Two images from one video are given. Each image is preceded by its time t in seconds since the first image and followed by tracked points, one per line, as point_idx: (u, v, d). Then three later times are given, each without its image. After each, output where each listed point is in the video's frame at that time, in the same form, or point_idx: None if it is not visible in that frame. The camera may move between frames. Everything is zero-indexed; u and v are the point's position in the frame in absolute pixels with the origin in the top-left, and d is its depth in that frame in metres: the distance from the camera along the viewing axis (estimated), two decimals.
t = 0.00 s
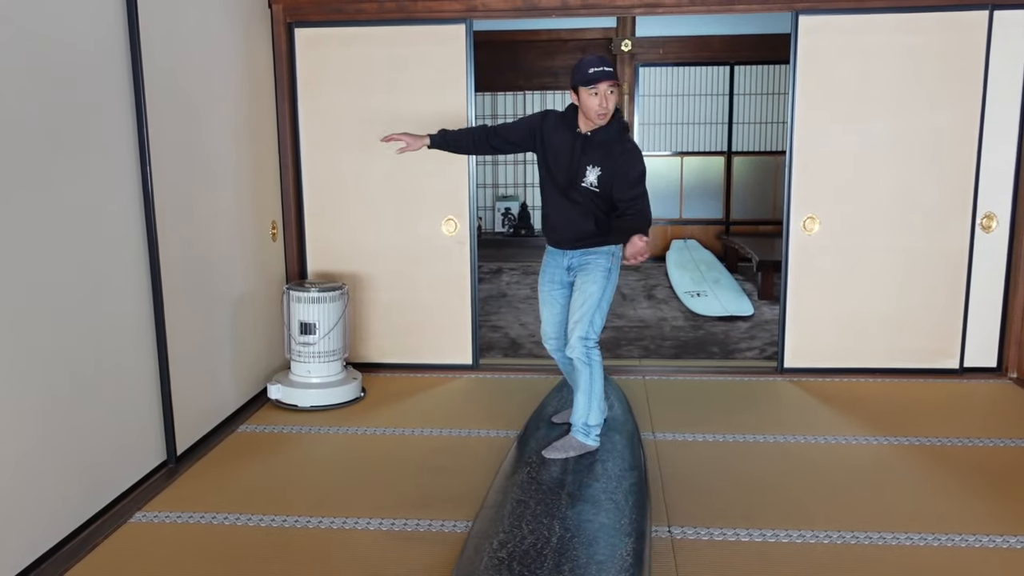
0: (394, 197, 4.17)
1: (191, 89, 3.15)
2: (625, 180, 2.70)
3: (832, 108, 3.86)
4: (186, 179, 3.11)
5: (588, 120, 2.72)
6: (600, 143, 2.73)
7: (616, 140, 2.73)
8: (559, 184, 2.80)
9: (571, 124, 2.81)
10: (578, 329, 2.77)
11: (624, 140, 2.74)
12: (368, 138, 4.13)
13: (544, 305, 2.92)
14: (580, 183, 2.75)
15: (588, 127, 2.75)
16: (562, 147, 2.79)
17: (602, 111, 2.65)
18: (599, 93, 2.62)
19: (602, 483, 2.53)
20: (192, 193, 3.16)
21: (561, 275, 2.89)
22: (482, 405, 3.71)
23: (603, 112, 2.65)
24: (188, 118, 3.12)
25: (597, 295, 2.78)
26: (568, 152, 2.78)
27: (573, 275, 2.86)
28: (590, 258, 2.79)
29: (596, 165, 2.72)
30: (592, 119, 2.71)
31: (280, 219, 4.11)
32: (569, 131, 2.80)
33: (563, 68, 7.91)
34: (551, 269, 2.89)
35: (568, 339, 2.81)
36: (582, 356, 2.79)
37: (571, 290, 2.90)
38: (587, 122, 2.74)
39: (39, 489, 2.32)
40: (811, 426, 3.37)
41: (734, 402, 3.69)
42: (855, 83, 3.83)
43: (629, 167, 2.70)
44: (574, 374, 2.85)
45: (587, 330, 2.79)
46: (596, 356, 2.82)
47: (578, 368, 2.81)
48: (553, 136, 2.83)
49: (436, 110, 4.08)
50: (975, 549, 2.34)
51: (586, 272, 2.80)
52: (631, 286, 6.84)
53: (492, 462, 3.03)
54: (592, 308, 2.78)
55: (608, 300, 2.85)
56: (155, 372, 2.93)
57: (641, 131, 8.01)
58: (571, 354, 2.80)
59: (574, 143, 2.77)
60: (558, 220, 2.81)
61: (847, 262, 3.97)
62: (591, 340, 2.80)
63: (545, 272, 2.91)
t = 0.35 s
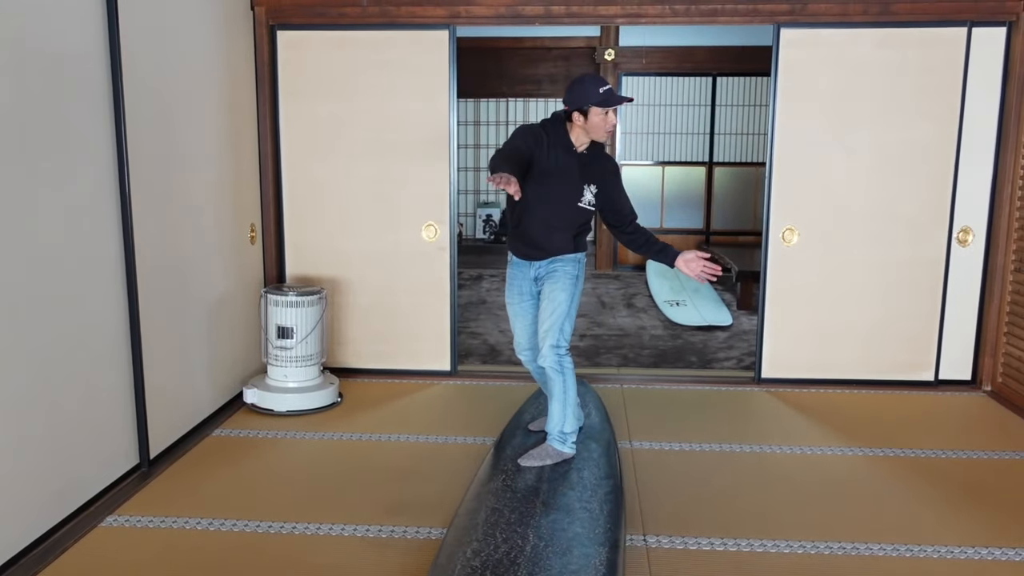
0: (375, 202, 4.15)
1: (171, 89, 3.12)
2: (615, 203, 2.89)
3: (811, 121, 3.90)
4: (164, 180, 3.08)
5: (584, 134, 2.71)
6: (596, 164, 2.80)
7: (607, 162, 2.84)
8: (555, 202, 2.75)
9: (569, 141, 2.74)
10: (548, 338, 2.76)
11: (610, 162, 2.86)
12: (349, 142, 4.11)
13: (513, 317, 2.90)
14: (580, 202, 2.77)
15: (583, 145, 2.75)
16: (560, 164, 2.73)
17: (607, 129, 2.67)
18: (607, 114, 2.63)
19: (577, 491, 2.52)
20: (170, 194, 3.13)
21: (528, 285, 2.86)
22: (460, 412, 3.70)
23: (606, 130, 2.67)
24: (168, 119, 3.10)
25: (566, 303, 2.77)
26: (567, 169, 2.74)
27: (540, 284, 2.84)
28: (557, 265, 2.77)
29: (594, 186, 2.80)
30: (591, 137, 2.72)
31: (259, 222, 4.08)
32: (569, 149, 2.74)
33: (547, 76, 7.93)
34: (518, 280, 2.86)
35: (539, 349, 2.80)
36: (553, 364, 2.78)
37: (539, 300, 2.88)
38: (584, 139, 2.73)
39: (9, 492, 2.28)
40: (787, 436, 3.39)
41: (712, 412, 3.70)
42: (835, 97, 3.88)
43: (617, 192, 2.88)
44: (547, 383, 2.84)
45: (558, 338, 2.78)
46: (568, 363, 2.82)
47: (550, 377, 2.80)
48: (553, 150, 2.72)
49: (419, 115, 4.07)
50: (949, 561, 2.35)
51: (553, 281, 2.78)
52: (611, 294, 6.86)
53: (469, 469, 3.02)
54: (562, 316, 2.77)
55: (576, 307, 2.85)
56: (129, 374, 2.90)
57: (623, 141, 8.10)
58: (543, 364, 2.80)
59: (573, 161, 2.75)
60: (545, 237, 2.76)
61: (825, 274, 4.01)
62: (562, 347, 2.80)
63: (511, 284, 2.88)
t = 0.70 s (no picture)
0: (362, 205, 4.14)
1: (158, 89, 3.10)
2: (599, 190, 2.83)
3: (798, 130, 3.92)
4: (151, 180, 3.06)
5: (551, 128, 2.72)
6: (569, 156, 2.77)
7: (581, 151, 2.81)
8: (531, 200, 2.75)
9: (534, 139, 2.75)
10: (539, 342, 2.74)
11: (587, 152, 2.82)
12: (337, 145, 4.10)
13: (499, 320, 2.87)
14: (557, 197, 2.76)
15: (553, 141, 2.75)
16: (530, 162, 2.74)
17: (567, 117, 2.66)
18: (563, 101, 2.63)
19: (581, 494, 2.52)
20: (157, 195, 3.11)
21: (516, 288, 2.84)
22: (445, 416, 3.69)
23: (568, 119, 2.66)
24: (155, 119, 3.08)
25: (557, 307, 2.77)
26: (538, 167, 2.74)
27: (528, 287, 2.82)
28: (547, 269, 2.77)
29: (571, 178, 2.77)
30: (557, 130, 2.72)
31: (245, 224, 4.06)
32: (536, 146, 2.75)
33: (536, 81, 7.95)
34: (506, 283, 2.85)
35: (529, 353, 2.78)
36: (544, 368, 2.76)
37: (527, 304, 2.86)
38: (552, 134, 2.74)
39: None
40: (773, 443, 3.40)
41: (697, 418, 3.71)
42: (822, 106, 3.90)
43: (599, 179, 2.83)
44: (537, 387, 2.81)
45: (549, 342, 2.76)
46: (559, 367, 2.80)
47: (541, 381, 2.78)
48: (520, 150, 2.75)
49: (407, 119, 4.07)
50: (969, 568, 2.37)
51: (543, 285, 2.77)
52: (599, 300, 6.86)
53: (455, 474, 3.01)
54: (552, 320, 2.76)
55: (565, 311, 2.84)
56: (113, 375, 2.87)
57: (612, 146, 8.04)
58: (534, 368, 2.77)
59: (542, 157, 2.74)
60: (527, 237, 2.77)
61: (811, 282, 4.03)
62: (553, 351, 2.78)
63: (498, 287, 2.86)
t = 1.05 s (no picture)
0: (356, 204, 4.14)
1: (150, 87, 3.09)
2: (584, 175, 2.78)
3: (792, 131, 3.94)
4: (144, 178, 3.05)
5: (523, 118, 2.75)
6: (548, 144, 2.76)
7: (562, 138, 2.79)
8: (512, 191, 2.77)
9: (512, 131, 2.79)
10: (533, 341, 2.74)
11: (569, 139, 2.79)
12: (330, 144, 4.10)
13: (494, 317, 2.88)
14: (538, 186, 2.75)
15: (529, 129, 2.77)
16: (509, 154, 2.76)
17: (530, 102, 2.68)
18: (528, 86, 2.68)
19: (573, 493, 2.52)
20: (148, 193, 3.10)
21: (510, 286, 2.85)
22: (438, 415, 3.69)
23: (534, 104, 2.68)
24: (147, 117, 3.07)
25: (550, 306, 2.76)
26: (516, 158, 2.75)
27: (521, 286, 2.82)
28: (539, 268, 2.77)
29: (552, 165, 2.75)
30: (529, 118, 2.74)
31: (238, 223, 4.05)
32: (514, 137, 2.78)
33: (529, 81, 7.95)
34: (500, 280, 2.85)
35: (524, 352, 2.78)
36: (538, 367, 2.76)
37: (521, 301, 2.87)
38: (529, 124, 2.77)
39: None
40: (765, 443, 3.41)
41: (689, 418, 3.71)
42: (814, 108, 3.92)
43: (583, 164, 2.78)
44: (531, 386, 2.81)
45: (543, 341, 2.76)
46: (553, 366, 2.79)
47: (534, 380, 2.77)
48: (499, 144, 2.79)
49: (401, 117, 4.06)
50: (958, 568, 2.38)
51: (536, 283, 2.77)
52: (591, 300, 6.87)
53: (448, 473, 3.01)
54: (545, 319, 2.76)
55: (559, 310, 2.83)
56: (104, 373, 2.86)
57: (605, 146, 8.06)
58: (528, 366, 2.77)
59: (520, 148, 2.76)
60: (511, 228, 2.78)
61: (803, 283, 4.04)
62: (547, 350, 2.77)
63: (493, 284, 2.87)
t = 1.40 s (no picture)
0: (352, 201, 4.13)
1: (145, 85, 3.08)
2: (574, 166, 2.74)
3: (788, 129, 3.94)
4: (138, 175, 3.04)
5: (513, 110, 2.75)
6: (538, 136, 2.75)
7: (553, 130, 2.77)
8: (504, 185, 2.77)
9: (504, 125, 2.81)
10: (531, 338, 2.73)
11: (560, 130, 2.77)
12: (325, 141, 4.09)
13: (493, 313, 2.89)
14: (528, 178, 2.74)
15: (519, 122, 2.78)
16: (500, 148, 2.78)
17: (518, 94, 2.68)
18: (517, 77, 2.67)
19: (569, 490, 2.52)
20: (143, 188, 3.09)
21: (508, 282, 2.85)
22: (434, 412, 3.68)
23: (522, 96, 2.68)
24: (142, 112, 3.06)
25: (548, 303, 2.75)
26: (507, 151, 2.76)
27: (519, 282, 2.82)
28: (536, 264, 2.76)
29: (541, 157, 2.73)
30: (518, 110, 2.74)
31: (233, 220, 4.04)
32: (506, 131, 2.79)
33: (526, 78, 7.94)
34: (498, 276, 2.86)
35: (521, 348, 2.78)
36: (536, 364, 2.75)
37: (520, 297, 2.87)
38: (518, 117, 2.77)
39: None
40: (760, 440, 3.41)
41: (685, 415, 3.72)
42: (810, 106, 3.92)
43: (573, 155, 2.75)
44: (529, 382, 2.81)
45: (541, 339, 2.75)
46: (551, 364, 2.78)
47: (532, 377, 2.77)
48: (493, 138, 2.81)
49: (397, 114, 4.05)
50: (951, 565, 2.39)
51: (534, 280, 2.76)
52: (587, 298, 6.87)
53: (443, 470, 3.00)
54: (543, 316, 2.75)
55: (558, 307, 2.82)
56: (99, 371, 2.85)
57: (602, 144, 8.06)
58: (526, 363, 2.76)
59: (511, 141, 2.77)
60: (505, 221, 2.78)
61: (799, 280, 4.05)
62: (546, 347, 2.76)
63: (491, 280, 2.88)
